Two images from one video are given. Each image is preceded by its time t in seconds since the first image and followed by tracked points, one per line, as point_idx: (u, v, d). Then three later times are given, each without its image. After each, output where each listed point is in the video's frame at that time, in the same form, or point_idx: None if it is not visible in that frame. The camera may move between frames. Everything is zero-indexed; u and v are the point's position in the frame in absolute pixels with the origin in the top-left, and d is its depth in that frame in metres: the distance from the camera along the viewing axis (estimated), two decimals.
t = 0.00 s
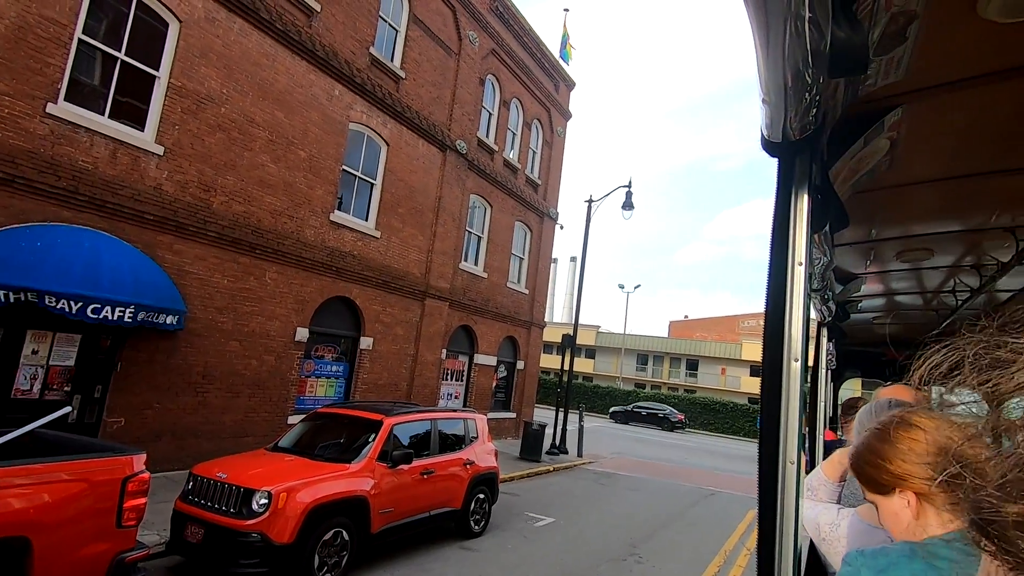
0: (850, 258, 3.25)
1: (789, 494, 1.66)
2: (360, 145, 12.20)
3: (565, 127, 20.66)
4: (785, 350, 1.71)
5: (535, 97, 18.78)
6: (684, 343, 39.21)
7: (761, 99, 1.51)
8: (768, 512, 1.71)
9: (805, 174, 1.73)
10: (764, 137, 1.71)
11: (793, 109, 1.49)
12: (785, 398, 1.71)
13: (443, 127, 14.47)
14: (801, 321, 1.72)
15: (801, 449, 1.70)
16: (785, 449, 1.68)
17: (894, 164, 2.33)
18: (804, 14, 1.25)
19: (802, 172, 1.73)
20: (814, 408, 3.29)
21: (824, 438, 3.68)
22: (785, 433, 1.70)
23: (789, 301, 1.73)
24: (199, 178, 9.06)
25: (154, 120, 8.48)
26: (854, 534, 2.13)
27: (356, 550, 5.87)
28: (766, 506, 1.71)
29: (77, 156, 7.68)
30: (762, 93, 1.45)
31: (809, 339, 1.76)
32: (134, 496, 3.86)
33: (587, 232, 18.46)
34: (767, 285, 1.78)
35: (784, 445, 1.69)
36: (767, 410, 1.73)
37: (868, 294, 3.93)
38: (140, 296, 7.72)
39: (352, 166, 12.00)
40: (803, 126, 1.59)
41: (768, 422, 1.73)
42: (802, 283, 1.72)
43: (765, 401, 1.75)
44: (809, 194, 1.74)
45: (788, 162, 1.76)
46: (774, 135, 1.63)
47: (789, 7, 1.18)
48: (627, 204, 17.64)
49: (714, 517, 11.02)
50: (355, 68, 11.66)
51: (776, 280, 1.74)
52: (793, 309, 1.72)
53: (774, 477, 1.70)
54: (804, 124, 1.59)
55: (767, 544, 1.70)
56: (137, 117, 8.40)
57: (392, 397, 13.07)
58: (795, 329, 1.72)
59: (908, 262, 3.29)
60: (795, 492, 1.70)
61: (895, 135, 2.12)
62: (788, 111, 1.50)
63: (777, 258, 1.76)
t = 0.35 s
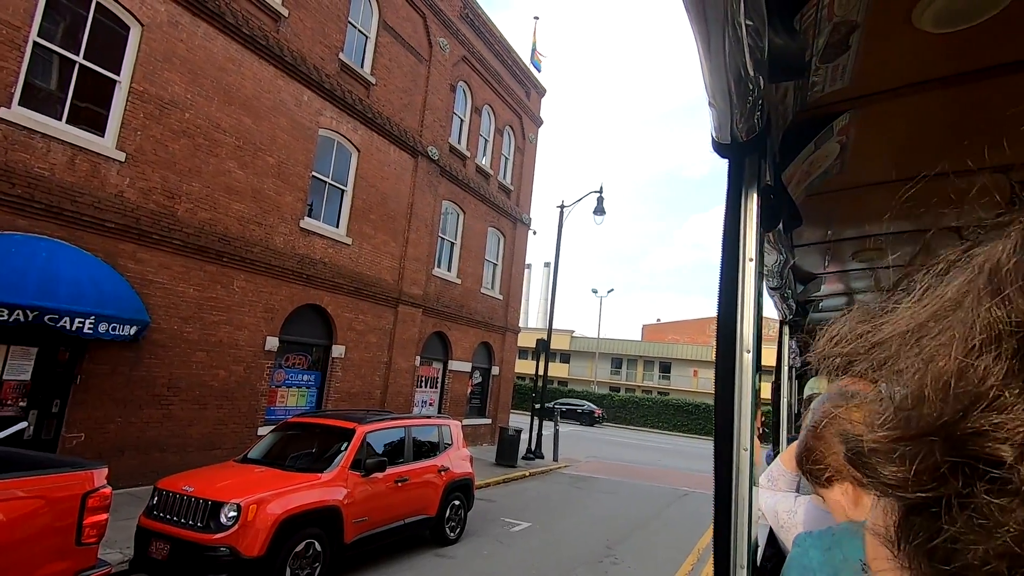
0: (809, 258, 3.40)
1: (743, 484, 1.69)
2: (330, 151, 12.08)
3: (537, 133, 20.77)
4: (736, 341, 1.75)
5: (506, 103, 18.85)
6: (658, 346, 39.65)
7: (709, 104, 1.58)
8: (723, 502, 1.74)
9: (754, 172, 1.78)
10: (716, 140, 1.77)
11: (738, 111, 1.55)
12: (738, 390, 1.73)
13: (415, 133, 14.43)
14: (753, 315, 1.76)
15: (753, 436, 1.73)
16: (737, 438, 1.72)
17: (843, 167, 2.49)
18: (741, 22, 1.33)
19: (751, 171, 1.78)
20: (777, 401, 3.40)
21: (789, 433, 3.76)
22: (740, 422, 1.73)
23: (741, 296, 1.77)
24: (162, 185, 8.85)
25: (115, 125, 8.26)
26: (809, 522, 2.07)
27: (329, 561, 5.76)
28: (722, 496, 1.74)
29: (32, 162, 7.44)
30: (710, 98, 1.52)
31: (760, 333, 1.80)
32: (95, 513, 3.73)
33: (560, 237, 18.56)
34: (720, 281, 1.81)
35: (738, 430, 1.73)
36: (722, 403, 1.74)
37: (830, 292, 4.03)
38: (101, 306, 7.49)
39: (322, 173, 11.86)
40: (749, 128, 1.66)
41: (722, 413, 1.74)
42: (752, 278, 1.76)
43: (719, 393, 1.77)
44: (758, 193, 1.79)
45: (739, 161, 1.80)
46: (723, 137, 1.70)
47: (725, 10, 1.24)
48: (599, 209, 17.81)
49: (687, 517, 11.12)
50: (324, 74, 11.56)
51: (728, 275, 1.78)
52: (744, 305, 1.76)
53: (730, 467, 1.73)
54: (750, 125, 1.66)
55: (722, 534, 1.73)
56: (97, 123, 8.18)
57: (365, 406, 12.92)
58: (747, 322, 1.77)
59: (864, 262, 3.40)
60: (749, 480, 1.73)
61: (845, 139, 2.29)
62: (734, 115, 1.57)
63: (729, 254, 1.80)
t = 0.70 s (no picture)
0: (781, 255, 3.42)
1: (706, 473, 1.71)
2: (304, 153, 11.93)
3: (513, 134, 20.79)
4: (699, 335, 1.77)
5: (482, 104, 18.83)
6: (636, 345, 39.95)
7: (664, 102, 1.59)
8: (688, 492, 1.77)
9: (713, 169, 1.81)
10: (676, 139, 1.79)
11: (694, 109, 1.57)
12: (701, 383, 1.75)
13: (390, 134, 14.33)
14: (714, 312, 1.77)
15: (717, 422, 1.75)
16: (701, 425, 1.74)
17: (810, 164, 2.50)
18: (689, 21, 1.34)
19: (711, 167, 1.81)
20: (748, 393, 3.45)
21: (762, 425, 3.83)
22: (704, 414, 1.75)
23: (703, 291, 1.78)
24: (130, 188, 8.65)
25: (79, 127, 8.05)
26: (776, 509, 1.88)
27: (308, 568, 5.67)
28: (687, 483, 1.78)
29: None
30: (665, 97, 1.53)
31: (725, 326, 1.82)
32: (63, 525, 3.62)
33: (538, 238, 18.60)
34: (682, 274, 1.84)
35: (701, 418, 1.75)
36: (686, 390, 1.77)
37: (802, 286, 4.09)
38: (66, 314, 7.29)
39: (296, 175, 11.71)
40: (706, 125, 1.68)
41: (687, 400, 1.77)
42: (714, 271, 1.78)
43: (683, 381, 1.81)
44: (718, 189, 1.81)
45: (698, 158, 1.83)
46: (681, 134, 1.72)
47: (673, 10, 1.24)
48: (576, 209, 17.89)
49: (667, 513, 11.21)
50: (297, 74, 11.42)
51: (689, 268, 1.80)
52: (706, 301, 1.77)
53: (694, 457, 1.76)
54: (706, 122, 1.68)
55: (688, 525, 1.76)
56: (60, 125, 7.96)
57: (344, 410, 12.78)
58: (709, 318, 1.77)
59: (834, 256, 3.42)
60: (714, 467, 1.75)
61: (806, 138, 2.32)
62: (691, 113, 1.59)
63: (690, 248, 1.83)
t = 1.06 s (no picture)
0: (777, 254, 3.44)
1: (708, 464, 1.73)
2: (298, 155, 11.90)
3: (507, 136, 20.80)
4: (699, 330, 1.78)
5: (476, 106, 18.84)
6: (630, 346, 40.03)
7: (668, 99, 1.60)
8: (691, 486, 1.78)
9: (714, 165, 1.82)
10: (678, 135, 1.79)
11: (697, 105, 1.58)
12: (703, 377, 1.76)
13: (384, 136, 14.31)
14: (714, 308, 1.79)
15: (717, 416, 1.76)
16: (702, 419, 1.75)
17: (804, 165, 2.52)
18: (697, 20, 1.36)
19: (712, 163, 1.81)
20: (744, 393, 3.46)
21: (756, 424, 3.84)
22: (705, 405, 1.76)
23: (704, 287, 1.79)
24: (123, 190, 8.59)
25: (70, 129, 7.99)
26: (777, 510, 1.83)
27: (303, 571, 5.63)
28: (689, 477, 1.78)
29: None
30: (669, 93, 1.54)
31: (723, 321, 1.83)
32: (55, 529, 3.58)
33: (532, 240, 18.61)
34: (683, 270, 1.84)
35: (703, 411, 1.76)
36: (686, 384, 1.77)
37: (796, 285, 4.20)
38: (56, 317, 7.23)
39: (290, 177, 11.68)
40: (708, 121, 1.69)
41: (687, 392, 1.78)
42: (714, 266, 1.79)
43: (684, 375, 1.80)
44: (718, 184, 1.82)
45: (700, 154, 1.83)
46: (684, 131, 1.72)
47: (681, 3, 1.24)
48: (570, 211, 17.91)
49: (663, 514, 11.23)
50: (291, 76, 11.40)
51: (691, 263, 1.81)
52: (706, 297, 1.78)
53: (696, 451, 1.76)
54: (709, 119, 1.69)
55: (690, 518, 1.76)
56: (51, 126, 7.90)
57: (338, 412, 12.73)
58: (710, 313, 1.78)
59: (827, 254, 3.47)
60: (715, 461, 1.75)
61: (801, 137, 2.33)
62: (694, 109, 1.60)
63: (691, 244, 1.83)
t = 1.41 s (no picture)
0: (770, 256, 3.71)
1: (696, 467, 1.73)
2: (290, 161, 11.87)
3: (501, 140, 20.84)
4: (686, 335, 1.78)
5: (469, 110, 18.87)
6: (626, 349, 40.06)
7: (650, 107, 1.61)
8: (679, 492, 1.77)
9: (699, 172, 1.83)
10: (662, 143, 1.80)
11: (680, 114, 1.59)
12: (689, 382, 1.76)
13: (377, 140, 14.30)
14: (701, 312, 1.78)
15: (705, 423, 1.76)
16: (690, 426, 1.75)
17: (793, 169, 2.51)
18: (675, 28, 1.36)
19: (696, 170, 1.83)
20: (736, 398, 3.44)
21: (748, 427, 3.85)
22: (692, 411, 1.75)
23: (689, 291, 1.80)
24: (114, 198, 8.55)
25: (61, 136, 7.95)
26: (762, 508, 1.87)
27: None
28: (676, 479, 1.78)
29: None
30: (651, 102, 1.56)
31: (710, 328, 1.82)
32: (46, 540, 3.54)
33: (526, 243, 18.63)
34: (670, 275, 1.85)
35: (690, 418, 1.75)
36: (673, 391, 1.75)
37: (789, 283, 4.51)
38: (48, 326, 7.17)
39: (283, 183, 11.66)
40: (692, 129, 1.70)
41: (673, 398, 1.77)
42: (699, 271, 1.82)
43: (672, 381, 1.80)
44: (702, 191, 1.84)
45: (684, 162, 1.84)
46: (667, 140, 1.73)
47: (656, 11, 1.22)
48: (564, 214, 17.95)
49: (660, 516, 11.23)
50: (283, 82, 11.39)
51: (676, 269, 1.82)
52: (692, 302, 1.78)
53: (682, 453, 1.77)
54: (692, 127, 1.70)
55: (679, 522, 1.76)
56: (41, 134, 7.86)
57: (333, 418, 12.68)
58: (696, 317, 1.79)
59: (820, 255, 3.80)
60: (703, 466, 1.76)
61: (788, 142, 2.32)
62: (677, 119, 1.62)
63: (677, 250, 1.84)
